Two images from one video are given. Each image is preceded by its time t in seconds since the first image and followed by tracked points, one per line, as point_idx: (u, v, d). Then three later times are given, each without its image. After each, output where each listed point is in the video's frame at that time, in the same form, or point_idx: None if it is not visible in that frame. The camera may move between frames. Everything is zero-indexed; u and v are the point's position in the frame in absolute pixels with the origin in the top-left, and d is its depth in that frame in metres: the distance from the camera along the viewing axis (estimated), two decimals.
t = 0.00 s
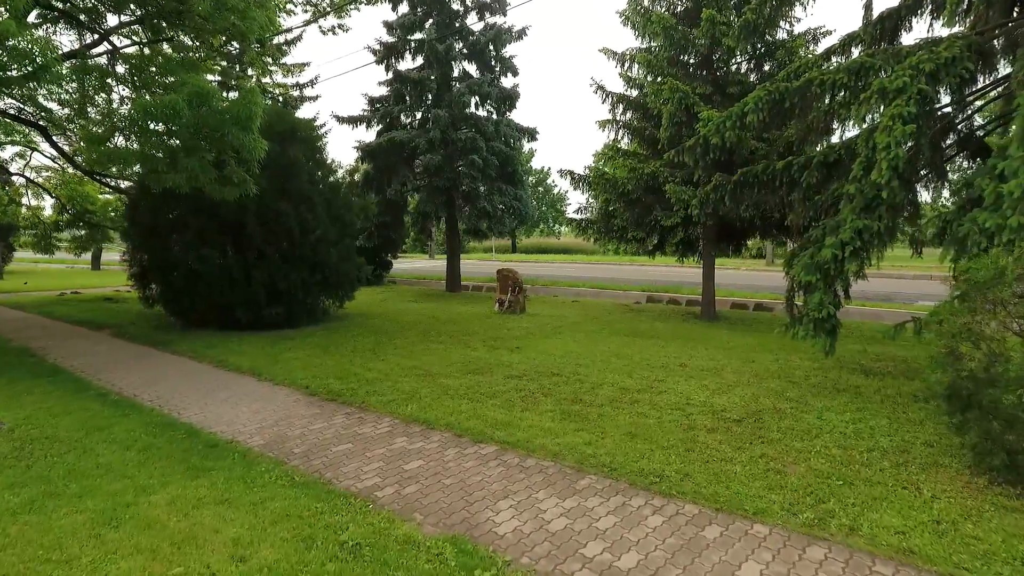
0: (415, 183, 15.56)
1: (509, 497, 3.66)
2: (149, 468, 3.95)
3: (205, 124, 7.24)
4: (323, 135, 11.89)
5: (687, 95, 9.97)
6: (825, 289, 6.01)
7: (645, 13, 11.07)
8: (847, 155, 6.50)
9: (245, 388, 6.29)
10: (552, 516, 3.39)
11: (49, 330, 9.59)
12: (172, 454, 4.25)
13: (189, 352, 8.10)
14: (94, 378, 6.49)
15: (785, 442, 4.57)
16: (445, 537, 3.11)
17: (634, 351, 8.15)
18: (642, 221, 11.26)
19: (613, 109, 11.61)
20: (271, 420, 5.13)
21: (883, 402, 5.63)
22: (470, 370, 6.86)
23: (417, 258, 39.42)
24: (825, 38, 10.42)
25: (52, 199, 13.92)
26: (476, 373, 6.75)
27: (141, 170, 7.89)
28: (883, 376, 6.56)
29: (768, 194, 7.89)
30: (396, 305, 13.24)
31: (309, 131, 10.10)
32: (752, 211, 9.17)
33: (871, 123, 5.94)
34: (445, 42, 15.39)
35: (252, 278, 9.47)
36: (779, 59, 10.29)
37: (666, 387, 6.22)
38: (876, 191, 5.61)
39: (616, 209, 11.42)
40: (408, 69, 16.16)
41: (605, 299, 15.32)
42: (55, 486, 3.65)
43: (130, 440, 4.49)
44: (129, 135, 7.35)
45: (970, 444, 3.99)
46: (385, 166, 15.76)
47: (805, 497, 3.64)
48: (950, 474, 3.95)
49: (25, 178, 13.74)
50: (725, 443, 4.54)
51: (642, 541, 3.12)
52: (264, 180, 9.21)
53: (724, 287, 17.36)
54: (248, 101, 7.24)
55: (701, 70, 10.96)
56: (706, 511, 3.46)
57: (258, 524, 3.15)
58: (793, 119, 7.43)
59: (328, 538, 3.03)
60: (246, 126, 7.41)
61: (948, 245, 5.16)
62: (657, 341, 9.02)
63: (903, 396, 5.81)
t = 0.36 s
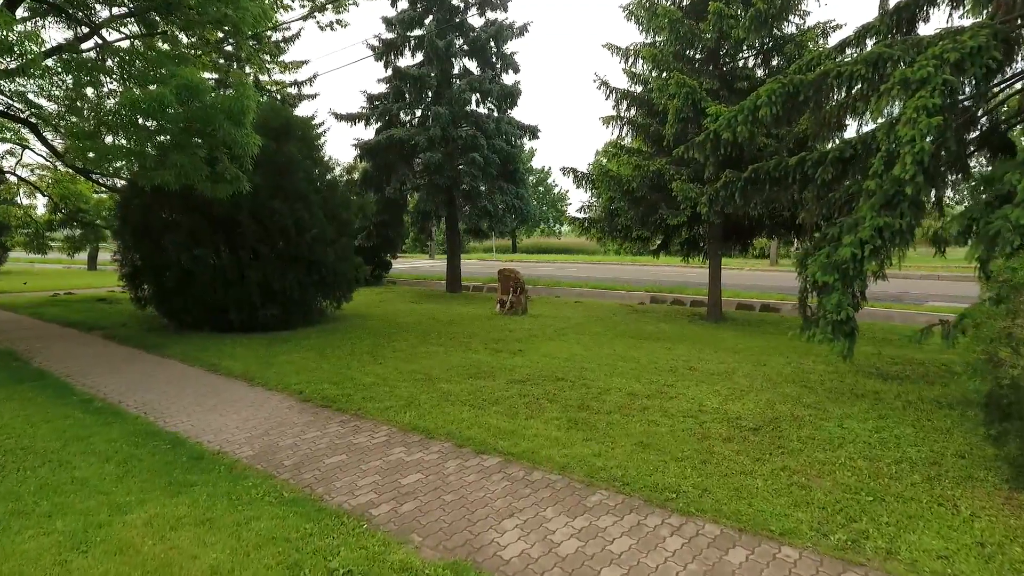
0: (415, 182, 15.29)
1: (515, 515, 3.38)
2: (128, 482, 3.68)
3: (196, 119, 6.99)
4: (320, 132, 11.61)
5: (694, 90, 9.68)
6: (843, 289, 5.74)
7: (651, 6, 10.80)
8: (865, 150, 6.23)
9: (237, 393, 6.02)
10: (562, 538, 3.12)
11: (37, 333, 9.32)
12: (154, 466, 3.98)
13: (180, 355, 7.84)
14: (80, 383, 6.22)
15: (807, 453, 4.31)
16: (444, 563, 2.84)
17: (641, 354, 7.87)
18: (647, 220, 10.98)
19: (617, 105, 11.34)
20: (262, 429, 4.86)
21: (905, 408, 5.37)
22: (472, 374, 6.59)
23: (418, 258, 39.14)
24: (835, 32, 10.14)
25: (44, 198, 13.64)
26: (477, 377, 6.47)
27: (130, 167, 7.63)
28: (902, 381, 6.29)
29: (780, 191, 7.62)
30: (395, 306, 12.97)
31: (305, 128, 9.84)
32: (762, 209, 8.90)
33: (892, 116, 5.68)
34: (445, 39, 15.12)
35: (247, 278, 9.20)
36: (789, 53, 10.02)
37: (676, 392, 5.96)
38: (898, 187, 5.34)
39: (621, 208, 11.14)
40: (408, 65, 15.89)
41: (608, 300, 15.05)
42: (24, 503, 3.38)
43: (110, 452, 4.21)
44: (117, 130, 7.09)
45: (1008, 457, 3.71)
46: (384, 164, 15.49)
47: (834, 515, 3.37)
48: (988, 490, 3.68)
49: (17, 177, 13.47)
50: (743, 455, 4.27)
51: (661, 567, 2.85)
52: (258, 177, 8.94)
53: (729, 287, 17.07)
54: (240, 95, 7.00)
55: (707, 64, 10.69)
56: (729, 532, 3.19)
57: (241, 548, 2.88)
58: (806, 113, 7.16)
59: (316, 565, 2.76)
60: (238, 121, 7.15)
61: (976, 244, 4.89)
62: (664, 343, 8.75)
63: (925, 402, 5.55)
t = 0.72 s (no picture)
0: (414, 180, 14.99)
1: (518, 538, 3.09)
2: (97, 500, 3.38)
3: (184, 113, 6.73)
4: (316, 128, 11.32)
5: (701, 83, 9.37)
6: (863, 290, 5.44)
7: None
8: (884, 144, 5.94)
9: (224, 399, 5.73)
10: (571, 564, 2.82)
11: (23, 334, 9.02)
12: (128, 481, 3.68)
13: (169, 358, 7.54)
14: (60, 389, 5.92)
15: (832, 466, 4.01)
16: None
17: (647, 357, 7.57)
18: (652, 218, 10.68)
19: (620, 100, 11.04)
20: (248, 438, 4.56)
21: (930, 416, 5.07)
22: (471, 379, 6.30)
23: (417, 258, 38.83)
24: (846, 24, 9.84)
25: (34, 196, 13.33)
26: (477, 382, 6.18)
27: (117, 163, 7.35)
28: (923, 387, 6.00)
29: (792, 187, 7.33)
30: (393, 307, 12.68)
31: (300, 123, 9.55)
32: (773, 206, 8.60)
33: (915, 107, 5.38)
34: (445, 34, 14.82)
35: (239, 278, 8.90)
36: (798, 46, 9.72)
37: (687, 397, 5.66)
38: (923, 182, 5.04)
39: (625, 205, 10.84)
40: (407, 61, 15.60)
41: (611, 300, 14.76)
42: None
43: (82, 464, 3.92)
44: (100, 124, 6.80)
45: None
46: (382, 162, 15.19)
47: (870, 538, 3.07)
48: None
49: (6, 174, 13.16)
50: (763, 468, 3.97)
51: None
52: (251, 174, 8.65)
53: (734, 288, 16.77)
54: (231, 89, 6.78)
55: (714, 58, 10.39)
56: (755, 558, 2.89)
57: None
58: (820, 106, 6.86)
59: None
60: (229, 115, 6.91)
61: (1009, 241, 4.59)
62: (671, 345, 8.46)
63: (951, 410, 5.25)
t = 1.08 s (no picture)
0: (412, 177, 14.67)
1: (522, 566, 2.77)
2: (58, 522, 3.07)
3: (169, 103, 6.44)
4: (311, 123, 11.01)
5: (709, 76, 9.05)
6: (887, 290, 5.13)
7: None
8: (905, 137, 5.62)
9: (209, 405, 5.41)
10: None
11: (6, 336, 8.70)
12: (96, 499, 3.37)
13: (155, 361, 7.22)
14: (36, 395, 5.60)
15: (862, 482, 3.70)
16: None
17: (655, 360, 7.25)
18: (657, 216, 10.36)
19: (624, 95, 10.73)
20: (231, 449, 4.24)
21: (960, 424, 4.76)
22: (470, 384, 5.98)
23: (417, 257, 38.45)
24: (857, 16, 9.53)
25: (23, 194, 13.02)
26: (477, 387, 5.87)
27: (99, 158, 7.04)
28: (947, 393, 5.69)
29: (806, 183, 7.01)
30: (391, 307, 12.35)
31: (294, 118, 9.25)
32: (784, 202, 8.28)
33: (943, 96, 5.07)
34: (444, 28, 14.52)
35: (230, 278, 8.59)
36: (809, 38, 9.40)
37: (699, 404, 5.35)
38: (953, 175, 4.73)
39: (629, 203, 10.52)
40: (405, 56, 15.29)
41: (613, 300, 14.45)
42: None
43: (47, 480, 3.60)
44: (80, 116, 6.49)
45: None
46: (380, 159, 14.88)
47: (914, 567, 2.75)
48: None
49: None
50: (788, 484, 3.66)
51: None
52: (242, 169, 8.33)
53: (740, 288, 16.45)
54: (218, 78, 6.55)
55: (720, 51, 10.08)
56: None
57: None
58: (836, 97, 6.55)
59: None
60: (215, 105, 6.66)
61: None
62: (678, 347, 8.15)
63: (980, 417, 4.93)
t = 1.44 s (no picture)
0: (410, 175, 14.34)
1: None
2: (7, 551, 2.74)
3: (149, 94, 6.13)
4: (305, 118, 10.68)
5: (717, 68, 8.71)
6: (913, 290, 4.80)
7: None
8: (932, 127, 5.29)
9: (191, 413, 5.08)
10: None
11: None
12: (53, 523, 3.04)
13: (139, 365, 6.88)
14: (9, 402, 5.27)
15: (899, 500, 3.37)
16: None
17: (663, 364, 6.92)
18: (662, 214, 10.03)
19: (628, 89, 10.40)
20: (210, 463, 3.91)
21: (996, 434, 4.43)
22: (470, 390, 5.65)
23: (415, 257, 38.11)
24: (870, 6, 9.18)
25: (11, 192, 12.70)
26: (477, 393, 5.54)
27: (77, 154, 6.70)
28: (975, 399, 5.37)
29: (820, 178, 6.68)
30: (388, 308, 12.02)
31: (286, 112, 8.92)
32: (796, 198, 7.95)
33: (973, 83, 4.74)
34: (442, 22, 14.20)
35: (220, 277, 8.25)
36: (821, 29, 9.03)
37: (713, 411, 5.02)
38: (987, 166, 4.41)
39: (633, 200, 10.18)
40: (402, 51, 14.96)
41: (616, 301, 14.12)
42: None
43: (4, 500, 3.27)
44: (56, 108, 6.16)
45: None
46: (377, 156, 14.54)
47: None
48: None
49: None
50: (818, 503, 3.33)
51: None
52: (232, 164, 8.01)
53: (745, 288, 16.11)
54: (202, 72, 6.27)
55: (727, 44, 9.75)
56: None
57: None
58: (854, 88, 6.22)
59: None
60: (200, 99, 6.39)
61: None
62: (686, 350, 7.83)
63: (1015, 426, 4.61)
